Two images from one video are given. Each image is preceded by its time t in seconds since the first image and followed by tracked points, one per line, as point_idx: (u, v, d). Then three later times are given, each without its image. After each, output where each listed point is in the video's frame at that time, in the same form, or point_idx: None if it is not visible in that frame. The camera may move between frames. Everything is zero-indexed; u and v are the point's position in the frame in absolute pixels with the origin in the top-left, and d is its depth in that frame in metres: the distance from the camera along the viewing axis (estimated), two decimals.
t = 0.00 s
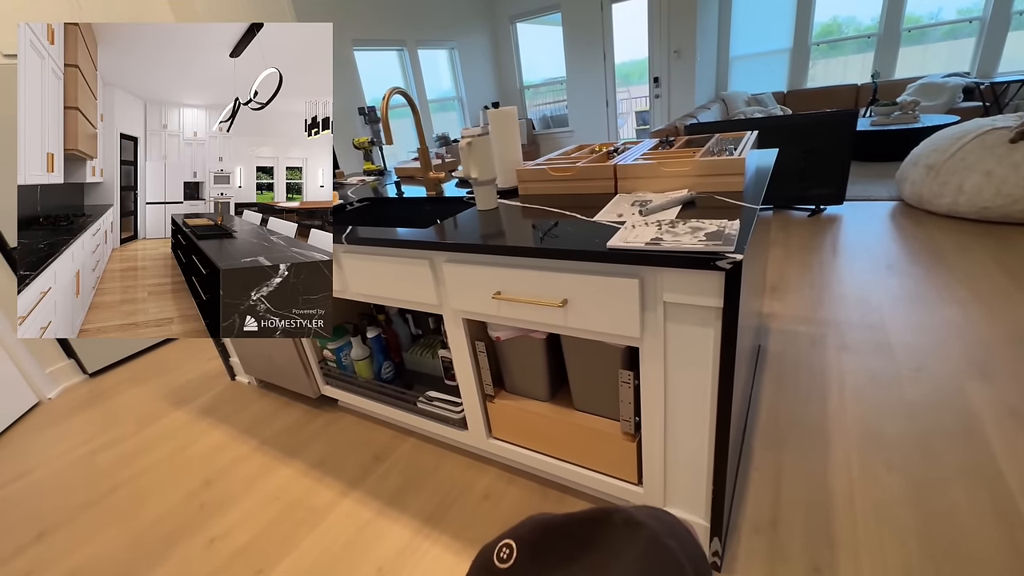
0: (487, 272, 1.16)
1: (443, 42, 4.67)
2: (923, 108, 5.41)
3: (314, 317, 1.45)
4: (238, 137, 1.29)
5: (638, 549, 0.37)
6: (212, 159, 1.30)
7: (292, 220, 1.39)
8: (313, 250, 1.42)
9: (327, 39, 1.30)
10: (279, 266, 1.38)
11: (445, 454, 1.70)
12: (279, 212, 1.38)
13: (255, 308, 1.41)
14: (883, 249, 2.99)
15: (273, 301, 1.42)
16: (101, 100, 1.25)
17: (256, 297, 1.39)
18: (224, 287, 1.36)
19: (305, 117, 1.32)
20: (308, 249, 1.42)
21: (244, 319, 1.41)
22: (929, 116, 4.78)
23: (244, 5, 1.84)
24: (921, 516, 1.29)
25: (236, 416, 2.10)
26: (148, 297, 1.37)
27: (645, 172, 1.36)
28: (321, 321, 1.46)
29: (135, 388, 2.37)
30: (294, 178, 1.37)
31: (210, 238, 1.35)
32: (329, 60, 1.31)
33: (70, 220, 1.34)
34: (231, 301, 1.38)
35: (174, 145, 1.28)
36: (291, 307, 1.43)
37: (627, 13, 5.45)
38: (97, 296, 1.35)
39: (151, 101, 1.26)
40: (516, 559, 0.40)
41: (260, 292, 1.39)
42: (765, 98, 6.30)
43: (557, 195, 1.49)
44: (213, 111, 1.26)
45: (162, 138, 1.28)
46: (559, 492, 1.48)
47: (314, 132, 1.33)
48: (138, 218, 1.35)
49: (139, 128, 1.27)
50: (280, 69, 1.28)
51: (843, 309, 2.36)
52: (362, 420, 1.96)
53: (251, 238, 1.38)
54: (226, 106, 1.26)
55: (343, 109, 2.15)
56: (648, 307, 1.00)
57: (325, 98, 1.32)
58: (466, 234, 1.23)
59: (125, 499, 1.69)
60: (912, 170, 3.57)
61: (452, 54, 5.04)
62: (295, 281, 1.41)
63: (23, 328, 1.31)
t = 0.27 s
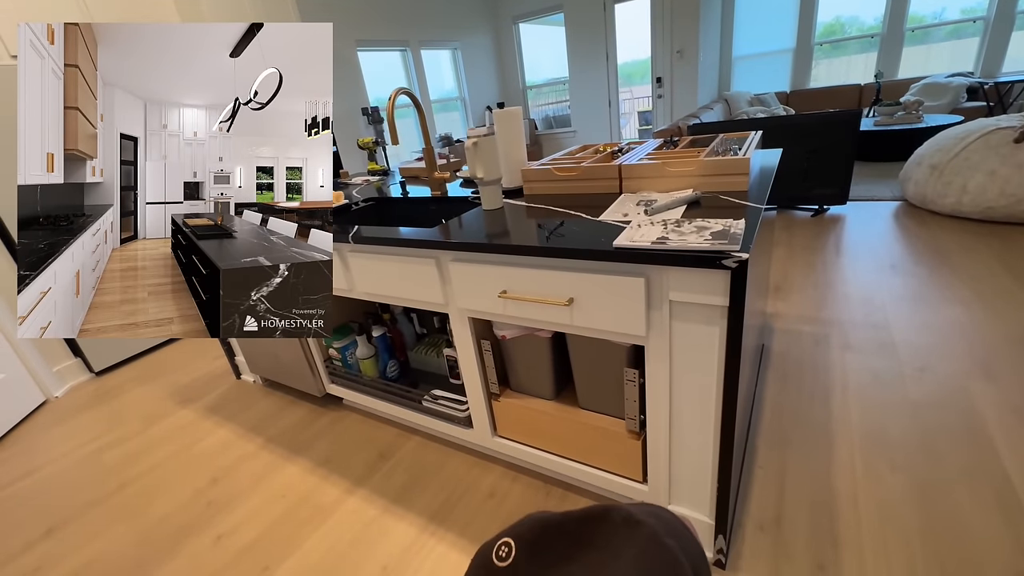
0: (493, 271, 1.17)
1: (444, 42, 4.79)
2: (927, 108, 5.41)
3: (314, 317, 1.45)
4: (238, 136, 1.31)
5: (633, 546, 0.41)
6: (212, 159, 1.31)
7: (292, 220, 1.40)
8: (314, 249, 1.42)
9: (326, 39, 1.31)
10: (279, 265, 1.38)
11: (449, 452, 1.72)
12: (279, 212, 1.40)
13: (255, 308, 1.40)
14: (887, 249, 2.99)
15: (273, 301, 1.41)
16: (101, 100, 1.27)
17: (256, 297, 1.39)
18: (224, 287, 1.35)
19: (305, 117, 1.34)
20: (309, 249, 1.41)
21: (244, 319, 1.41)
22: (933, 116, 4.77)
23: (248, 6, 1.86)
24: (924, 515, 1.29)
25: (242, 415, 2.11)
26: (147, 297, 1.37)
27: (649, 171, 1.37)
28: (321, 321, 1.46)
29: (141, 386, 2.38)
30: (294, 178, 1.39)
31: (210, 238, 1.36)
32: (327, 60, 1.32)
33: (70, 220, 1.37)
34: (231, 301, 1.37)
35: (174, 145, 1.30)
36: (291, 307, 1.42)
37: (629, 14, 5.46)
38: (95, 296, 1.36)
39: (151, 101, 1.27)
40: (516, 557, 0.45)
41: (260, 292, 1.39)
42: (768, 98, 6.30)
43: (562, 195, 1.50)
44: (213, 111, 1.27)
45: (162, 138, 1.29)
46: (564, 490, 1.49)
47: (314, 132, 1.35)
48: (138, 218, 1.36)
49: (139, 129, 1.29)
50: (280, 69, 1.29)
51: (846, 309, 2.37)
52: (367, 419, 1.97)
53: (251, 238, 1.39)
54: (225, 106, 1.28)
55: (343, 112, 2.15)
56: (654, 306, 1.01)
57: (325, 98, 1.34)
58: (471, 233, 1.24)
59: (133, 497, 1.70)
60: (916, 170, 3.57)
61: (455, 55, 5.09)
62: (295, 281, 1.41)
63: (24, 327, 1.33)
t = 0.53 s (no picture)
0: (497, 271, 1.17)
1: (448, 44, 4.82)
2: (931, 109, 5.40)
3: (313, 317, 1.48)
4: (237, 136, 1.31)
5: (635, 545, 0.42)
6: (212, 159, 1.32)
7: (292, 220, 1.42)
8: (314, 249, 1.44)
9: (326, 39, 1.32)
10: (279, 265, 1.40)
11: (452, 451, 1.72)
12: (279, 212, 1.41)
13: (255, 308, 1.42)
14: (890, 251, 2.98)
15: (273, 301, 1.43)
16: (101, 100, 1.27)
17: (257, 297, 1.40)
18: (224, 287, 1.36)
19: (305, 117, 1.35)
20: (309, 249, 1.43)
21: (244, 319, 1.42)
22: (937, 118, 4.76)
23: (251, 7, 1.86)
24: (926, 515, 1.30)
25: (245, 414, 2.12)
26: (147, 297, 1.38)
27: (653, 172, 1.38)
28: (320, 321, 1.49)
29: (145, 385, 2.39)
30: (294, 178, 1.40)
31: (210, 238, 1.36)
32: (327, 60, 1.33)
33: (70, 220, 1.37)
34: (231, 301, 1.38)
35: (174, 145, 1.30)
36: (291, 307, 1.44)
37: (633, 14, 5.45)
38: (96, 296, 1.36)
39: (151, 101, 1.28)
40: (517, 554, 0.46)
41: (260, 292, 1.40)
42: (772, 99, 6.29)
43: (565, 196, 1.50)
44: (213, 111, 1.28)
45: (163, 138, 1.30)
46: (566, 489, 1.50)
47: (314, 132, 1.36)
48: (138, 218, 1.37)
49: (139, 129, 1.29)
50: (280, 69, 1.30)
51: (849, 310, 2.36)
52: (370, 418, 1.98)
53: (251, 238, 1.40)
54: (226, 106, 1.28)
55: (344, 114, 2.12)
56: (657, 306, 1.01)
57: (325, 98, 1.34)
58: (475, 234, 1.25)
59: (138, 494, 1.71)
60: (920, 171, 3.56)
61: (458, 56, 5.13)
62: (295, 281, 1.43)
63: (23, 328, 1.33)
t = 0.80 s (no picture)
0: (498, 271, 1.18)
1: (453, 44, 4.62)
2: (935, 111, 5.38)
3: (313, 317, 1.49)
4: (237, 136, 1.32)
5: (637, 544, 0.42)
6: (212, 159, 1.32)
7: (292, 220, 1.41)
8: (314, 249, 1.43)
9: (326, 39, 1.32)
10: (280, 265, 1.40)
11: (453, 451, 1.73)
12: (280, 212, 1.40)
13: (255, 308, 1.43)
14: (892, 253, 2.97)
15: (273, 301, 1.44)
16: (101, 100, 1.29)
17: (256, 297, 1.41)
18: (224, 287, 1.37)
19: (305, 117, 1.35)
20: (309, 249, 1.43)
21: (244, 319, 1.43)
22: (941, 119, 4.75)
23: (257, 7, 1.88)
24: (928, 517, 1.30)
25: (248, 412, 2.13)
26: (147, 297, 1.39)
27: (655, 173, 1.38)
28: (320, 321, 1.49)
29: (148, 384, 2.41)
30: (295, 178, 1.40)
31: (210, 238, 1.37)
32: (326, 60, 1.33)
33: (70, 220, 1.40)
34: (231, 301, 1.39)
35: (174, 145, 1.31)
36: (291, 307, 1.45)
37: (636, 16, 5.46)
38: (94, 296, 1.38)
39: (151, 101, 1.29)
40: (518, 553, 0.47)
41: (260, 292, 1.41)
42: (775, 100, 6.29)
43: (566, 196, 1.51)
44: (213, 111, 1.29)
45: (163, 138, 1.31)
46: (566, 489, 1.50)
47: (314, 132, 1.36)
48: (138, 218, 1.38)
49: (139, 129, 1.30)
50: (280, 69, 1.30)
51: (851, 312, 2.36)
52: (372, 418, 1.99)
53: (252, 238, 1.40)
54: (225, 106, 1.29)
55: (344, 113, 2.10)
56: (659, 306, 1.02)
57: (325, 98, 1.34)
58: (477, 234, 1.25)
59: (141, 492, 1.72)
60: (923, 173, 3.55)
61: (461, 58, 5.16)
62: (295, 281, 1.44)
63: (24, 327, 1.37)
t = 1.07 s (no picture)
0: (499, 272, 1.18)
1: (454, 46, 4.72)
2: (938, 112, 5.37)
3: (313, 317, 1.49)
4: (237, 136, 1.32)
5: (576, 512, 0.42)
6: (212, 159, 1.33)
7: (292, 220, 1.42)
8: (314, 249, 1.44)
9: (326, 39, 1.33)
10: (279, 265, 1.41)
11: (453, 451, 1.73)
12: (280, 212, 1.41)
13: (255, 308, 1.43)
14: (895, 254, 2.97)
15: (273, 301, 1.45)
16: (101, 100, 1.29)
17: (256, 297, 1.42)
18: (224, 287, 1.38)
19: (305, 117, 1.35)
20: (309, 249, 1.43)
21: (244, 319, 1.44)
22: (944, 121, 4.74)
23: (259, 7, 1.87)
24: (929, 520, 1.29)
25: (249, 412, 2.14)
26: (147, 297, 1.40)
27: (657, 173, 1.38)
28: (320, 321, 1.50)
29: (150, 383, 2.41)
30: (295, 178, 1.40)
31: (210, 238, 1.37)
32: (326, 61, 1.33)
33: (70, 220, 1.40)
34: (231, 301, 1.40)
35: (174, 145, 1.31)
36: (291, 307, 1.46)
37: (638, 16, 5.45)
38: (94, 296, 1.39)
39: (151, 101, 1.29)
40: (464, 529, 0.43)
41: (260, 292, 1.42)
42: (777, 101, 6.28)
43: (567, 197, 1.50)
44: (213, 111, 1.29)
45: (163, 138, 1.31)
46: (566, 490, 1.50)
47: (314, 132, 1.36)
48: (138, 218, 1.38)
49: (139, 128, 1.30)
50: (280, 69, 1.31)
51: (853, 313, 2.35)
52: (373, 417, 1.99)
53: (251, 238, 1.40)
54: (225, 106, 1.29)
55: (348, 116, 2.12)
56: (660, 307, 1.01)
57: (325, 98, 1.35)
58: (478, 235, 1.25)
59: (142, 491, 1.73)
60: (926, 174, 3.54)
61: (463, 58, 5.15)
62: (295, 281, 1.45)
63: (24, 327, 1.37)
